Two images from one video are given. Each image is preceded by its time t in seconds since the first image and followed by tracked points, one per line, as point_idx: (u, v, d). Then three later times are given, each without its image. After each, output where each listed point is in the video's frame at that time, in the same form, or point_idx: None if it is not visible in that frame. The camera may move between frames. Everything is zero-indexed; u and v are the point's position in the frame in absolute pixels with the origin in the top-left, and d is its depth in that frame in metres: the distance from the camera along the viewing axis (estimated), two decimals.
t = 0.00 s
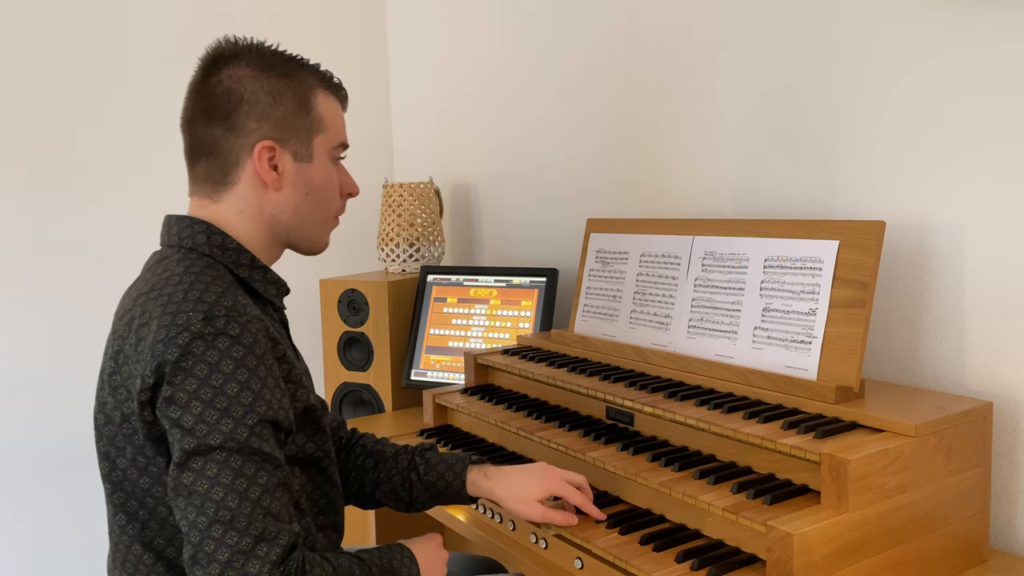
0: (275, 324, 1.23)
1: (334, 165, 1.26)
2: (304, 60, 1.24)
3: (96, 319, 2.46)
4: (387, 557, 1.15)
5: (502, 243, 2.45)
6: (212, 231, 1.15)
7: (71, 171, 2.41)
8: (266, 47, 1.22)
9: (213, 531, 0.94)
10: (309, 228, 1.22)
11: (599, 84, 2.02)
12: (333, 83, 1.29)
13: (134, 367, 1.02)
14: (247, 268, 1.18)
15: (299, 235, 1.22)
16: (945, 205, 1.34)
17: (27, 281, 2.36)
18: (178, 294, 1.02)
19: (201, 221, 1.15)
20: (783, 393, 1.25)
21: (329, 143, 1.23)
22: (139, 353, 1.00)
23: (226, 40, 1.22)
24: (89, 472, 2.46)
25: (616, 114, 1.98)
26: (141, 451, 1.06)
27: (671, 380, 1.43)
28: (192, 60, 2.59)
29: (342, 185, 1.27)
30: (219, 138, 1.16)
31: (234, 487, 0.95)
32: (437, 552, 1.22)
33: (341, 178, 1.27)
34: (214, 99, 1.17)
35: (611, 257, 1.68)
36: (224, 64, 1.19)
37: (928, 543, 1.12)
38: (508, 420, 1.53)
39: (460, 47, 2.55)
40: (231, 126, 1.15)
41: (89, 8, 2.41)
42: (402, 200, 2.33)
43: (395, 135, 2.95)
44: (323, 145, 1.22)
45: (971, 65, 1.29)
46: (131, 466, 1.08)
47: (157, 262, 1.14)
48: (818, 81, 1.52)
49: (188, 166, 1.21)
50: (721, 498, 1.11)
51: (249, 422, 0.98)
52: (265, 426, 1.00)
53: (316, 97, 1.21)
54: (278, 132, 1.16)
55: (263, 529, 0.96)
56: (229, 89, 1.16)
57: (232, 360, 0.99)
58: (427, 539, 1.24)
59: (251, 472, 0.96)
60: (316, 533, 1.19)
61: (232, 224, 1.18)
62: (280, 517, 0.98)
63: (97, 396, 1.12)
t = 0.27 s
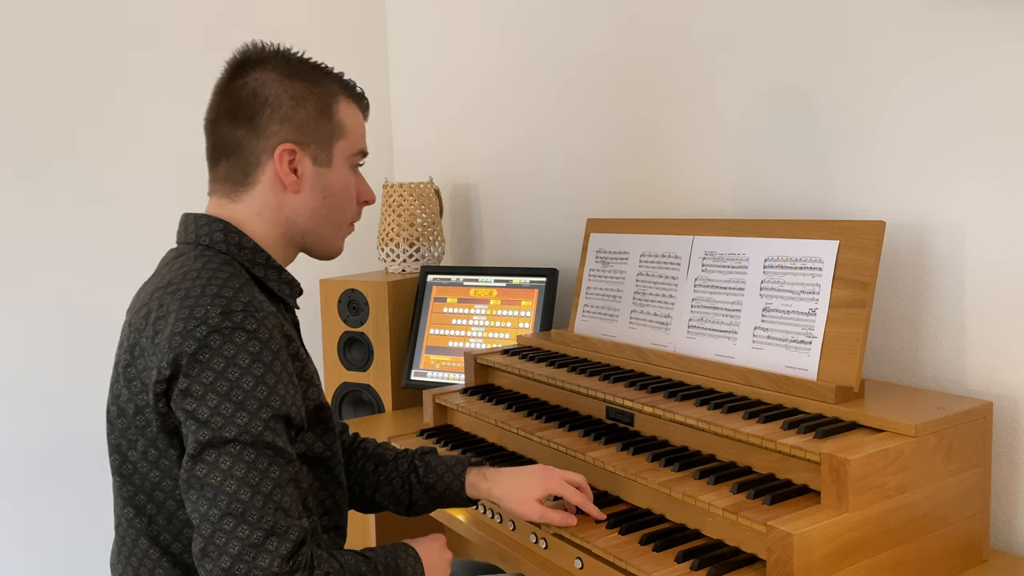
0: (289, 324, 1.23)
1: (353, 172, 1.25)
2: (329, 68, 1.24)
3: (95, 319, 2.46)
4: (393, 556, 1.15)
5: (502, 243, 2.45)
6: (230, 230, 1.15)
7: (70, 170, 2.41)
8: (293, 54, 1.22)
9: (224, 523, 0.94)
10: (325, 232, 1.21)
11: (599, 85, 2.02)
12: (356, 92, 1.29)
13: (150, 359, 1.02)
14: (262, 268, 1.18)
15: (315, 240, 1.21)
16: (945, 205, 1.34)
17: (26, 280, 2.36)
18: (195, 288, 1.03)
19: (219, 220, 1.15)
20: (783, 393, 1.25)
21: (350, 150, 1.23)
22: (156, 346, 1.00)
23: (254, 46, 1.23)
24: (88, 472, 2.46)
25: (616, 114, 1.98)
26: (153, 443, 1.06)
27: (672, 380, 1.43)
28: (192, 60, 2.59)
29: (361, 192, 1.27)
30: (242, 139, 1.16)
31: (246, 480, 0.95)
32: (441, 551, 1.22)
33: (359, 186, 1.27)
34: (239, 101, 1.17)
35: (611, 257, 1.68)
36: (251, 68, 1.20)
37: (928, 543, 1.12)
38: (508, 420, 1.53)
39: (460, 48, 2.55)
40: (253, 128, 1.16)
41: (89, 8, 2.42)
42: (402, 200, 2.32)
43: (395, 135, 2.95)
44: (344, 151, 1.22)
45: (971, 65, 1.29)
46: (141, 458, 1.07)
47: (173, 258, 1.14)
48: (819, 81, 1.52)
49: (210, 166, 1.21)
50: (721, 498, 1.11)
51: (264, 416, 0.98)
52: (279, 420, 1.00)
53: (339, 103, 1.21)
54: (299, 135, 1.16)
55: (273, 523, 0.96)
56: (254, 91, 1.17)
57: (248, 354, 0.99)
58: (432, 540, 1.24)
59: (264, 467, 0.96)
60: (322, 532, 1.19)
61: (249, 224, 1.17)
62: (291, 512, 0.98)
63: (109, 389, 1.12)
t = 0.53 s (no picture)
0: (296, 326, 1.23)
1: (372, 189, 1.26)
2: (357, 86, 1.25)
3: (95, 319, 2.46)
4: (390, 556, 1.15)
5: (502, 243, 2.45)
6: (241, 230, 1.15)
7: (70, 171, 2.41)
8: (323, 70, 1.24)
9: (226, 519, 0.94)
10: (338, 244, 1.21)
11: (599, 86, 2.02)
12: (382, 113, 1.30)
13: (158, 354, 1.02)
14: (271, 271, 1.18)
15: (326, 251, 1.21)
16: (945, 205, 1.34)
17: (26, 280, 2.36)
18: (205, 285, 1.03)
19: (232, 221, 1.15)
20: (783, 393, 1.25)
21: (371, 166, 1.23)
22: (165, 341, 1.00)
23: (287, 59, 1.25)
24: (89, 471, 2.46)
25: (617, 114, 1.98)
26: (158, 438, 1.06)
27: (672, 380, 1.43)
28: (192, 60, 2.59)
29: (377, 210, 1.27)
30: (265, 145, 1.16)
31: (250, 476, 0.95)
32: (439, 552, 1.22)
33: (376, 204, 1.27)
34: (267, 108, 1.18)
35: (611, 257, 1.68)
36: (281, 79, 1.21)
37: (928, 543, 1.13)
38: (508, 420, 1.53)
39: (460, 48, 2.55)
40: (277, 135, 1.16)
41: (89, 8, 2.42)
42: (402, 200, 2.32)
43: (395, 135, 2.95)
44: (364, 166, 1.22)
45: (971, 66, 1.29)
46: (146, 453, 1.07)
47: (183, 256, 1.14)
48: (818, 82, 1.52)
49: (230, 169, 1.22)
50: (721, 498, 1.11)
51: (270, 413, 0.98)
52: (285, 419, 1.00)
53: (363, 120, 1.22)
54: (321, 146, 1.17)
55: (275, 520, 0.95)
56: (282, 101, 1.17)
57: (257, 352, 0.99)
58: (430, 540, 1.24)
59: (268, 464, 0.96)
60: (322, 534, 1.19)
61: (264, 228, 1.17)
62: (292, 511, 0.98)
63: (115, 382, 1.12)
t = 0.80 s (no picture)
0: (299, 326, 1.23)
1: (377, 193, 1.26)
2: (367, 92, 1.26)
3: (94, 319, 2.46)
4: (392, 555, 1.14)
5: (502, 243, 2.45)
6: (245, 230, 1.15)
7: (71, 171, 2.41)
8: (334, 75, 1.25)
9: (231, 518, 0.94)
10: (340, 247, 1.21)
11: (599, 86, 2.02)
12: (389, 120, 1.30)
13: (162, 353, 1.02)
14: (274, 270, 1.18)
15: (328, 253, 1.21)
16: (945, 204, 1.34)
17: (26, 281, 2.36)
18: (209, 284, 1.03)
19: (236, 220, 1.15)
20: (783, 393, 1.25)
21: (377, 170, 1.24)
22: (169, 339, 1.00)
23: (298, 63, 1.26)
24: (89, 471, 2.46)
25: (617, 114, 1.98)
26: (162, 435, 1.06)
27: (672, 380, 1.43)
28: (192, 61, 2.59)
29: (380, 216, 1.27)
30: (273, 144, 1.17)
31: (255, 474, 0.95)
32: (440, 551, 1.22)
33: (379, 209, 1.26)
34: (277, 108, 1.18)
35: (611, 257, 1.68)
36: (292, 82, 1.21)
37: (928, 543, 1.12)
38: (508, 420, 1.52)
39: (460, 48, 2.55)
40: (286, 135, 1.16)
41: (90, 9, 2.42)
42: (402, 200, 2.32)
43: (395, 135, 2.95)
44: (370, 170, 1.22)
45: (971, 66, 1.30)
46: (149, 451, 1.07)
47: (187, 255, 1.14)
48: (819, 81, 1.52)
49: (237, 168, 1.22)
50: (721, 497, 1.11)
51: (274, 411, 0.98)
52: (289, 417, 1.00)
53: (371, 124, 1.23)
54: (329, 148, 1.17)
55: (280, 518, 0.95)
56: (292, 102, 1.18)
57: (262, 350, 0.99)
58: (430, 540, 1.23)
59: (272, 462, 0.96)
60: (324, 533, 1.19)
61: (268, 227, 1.17)
62: (296, 509, 0.98)
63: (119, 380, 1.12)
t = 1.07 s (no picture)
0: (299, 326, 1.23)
1: (376, 196, 1.26)
2: (369, 94, 1.26)
3: (94, 319, 2.46)
4: (392, 554, 1.14)
5: (502, 243, 2.45)
6: (243, 230, 1.15)
7: (71, 171, 2.41)
8: (337, 76, 1.25)
9: (231, 518, 0.94)
10: (339, 248, 1.21)
11: (599, 86, 2.02)
12: (391, 123, 1.30)
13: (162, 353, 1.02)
14: (273, 270, 1.18)
15: (326, 254, 1.21)
16: (945, 204, 1.34)
17: (26, 281, 2.36)
18: (208, 284, 1.03)
19: (235, 220, 1.16)
20: (783, 393, 1.25)
21: (377, 173, 1.24)
22: (169, 339, 1.00)
23: (301, 64, 1.26)
24: (89, 471, 2.46)
25: (618, 115, 1.98)
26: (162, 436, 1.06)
27: (672, 380, 1.43)
28: (192, 61, 2.59)
29: (380, 218, 1.27)
30: (274, 144, 1.17)
31: (255, 474, 0.95)
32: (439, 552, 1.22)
33: (379, 211, 1.26)
34: (279, 108, 1.18)
35: (611, 257, 1.68)
36: (295, 82, 1.21)
37: (928, 543, 1.12)
38: (508, 420, 1.52)
39: (460, 48, 2.55)
40: (287, 136, 1.16)
41: (90, 9, 2.42)
42: (402, 200, 2.32)
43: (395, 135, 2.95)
44: (370, 172, 1.22)
45: (971, 66, 1.30)
46: (149, 451, 1.07)
47: (186, 255, 1.14)
48: (819, 81, 1.52)
49: (238, 167, 1.22)
50: (721, 498, 1.11)
51: (274, 410, 0.98)
52: (288, 417, 1.00)
53: (373, 127, 1.23)
54: (330, 149, 1.17)
55: (279, 518, 0.95)
56: (294, 102, 1.18)
57: (261, 350, 0.99)
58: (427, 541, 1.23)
59: (272, 462, 0.96)
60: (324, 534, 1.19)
61: (267, 227, 1.17)
62: (296, 508, 0.98)
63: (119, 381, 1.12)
